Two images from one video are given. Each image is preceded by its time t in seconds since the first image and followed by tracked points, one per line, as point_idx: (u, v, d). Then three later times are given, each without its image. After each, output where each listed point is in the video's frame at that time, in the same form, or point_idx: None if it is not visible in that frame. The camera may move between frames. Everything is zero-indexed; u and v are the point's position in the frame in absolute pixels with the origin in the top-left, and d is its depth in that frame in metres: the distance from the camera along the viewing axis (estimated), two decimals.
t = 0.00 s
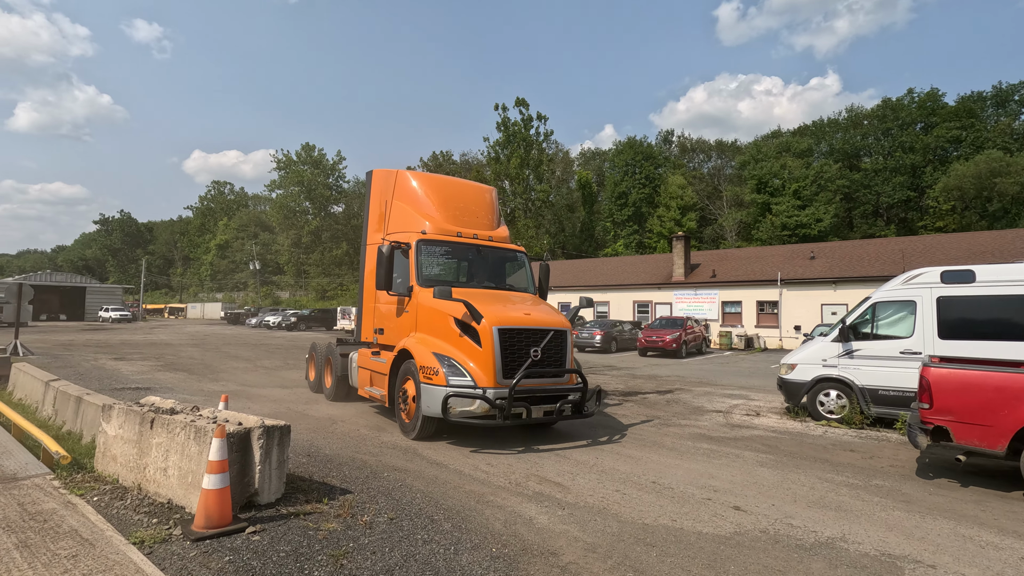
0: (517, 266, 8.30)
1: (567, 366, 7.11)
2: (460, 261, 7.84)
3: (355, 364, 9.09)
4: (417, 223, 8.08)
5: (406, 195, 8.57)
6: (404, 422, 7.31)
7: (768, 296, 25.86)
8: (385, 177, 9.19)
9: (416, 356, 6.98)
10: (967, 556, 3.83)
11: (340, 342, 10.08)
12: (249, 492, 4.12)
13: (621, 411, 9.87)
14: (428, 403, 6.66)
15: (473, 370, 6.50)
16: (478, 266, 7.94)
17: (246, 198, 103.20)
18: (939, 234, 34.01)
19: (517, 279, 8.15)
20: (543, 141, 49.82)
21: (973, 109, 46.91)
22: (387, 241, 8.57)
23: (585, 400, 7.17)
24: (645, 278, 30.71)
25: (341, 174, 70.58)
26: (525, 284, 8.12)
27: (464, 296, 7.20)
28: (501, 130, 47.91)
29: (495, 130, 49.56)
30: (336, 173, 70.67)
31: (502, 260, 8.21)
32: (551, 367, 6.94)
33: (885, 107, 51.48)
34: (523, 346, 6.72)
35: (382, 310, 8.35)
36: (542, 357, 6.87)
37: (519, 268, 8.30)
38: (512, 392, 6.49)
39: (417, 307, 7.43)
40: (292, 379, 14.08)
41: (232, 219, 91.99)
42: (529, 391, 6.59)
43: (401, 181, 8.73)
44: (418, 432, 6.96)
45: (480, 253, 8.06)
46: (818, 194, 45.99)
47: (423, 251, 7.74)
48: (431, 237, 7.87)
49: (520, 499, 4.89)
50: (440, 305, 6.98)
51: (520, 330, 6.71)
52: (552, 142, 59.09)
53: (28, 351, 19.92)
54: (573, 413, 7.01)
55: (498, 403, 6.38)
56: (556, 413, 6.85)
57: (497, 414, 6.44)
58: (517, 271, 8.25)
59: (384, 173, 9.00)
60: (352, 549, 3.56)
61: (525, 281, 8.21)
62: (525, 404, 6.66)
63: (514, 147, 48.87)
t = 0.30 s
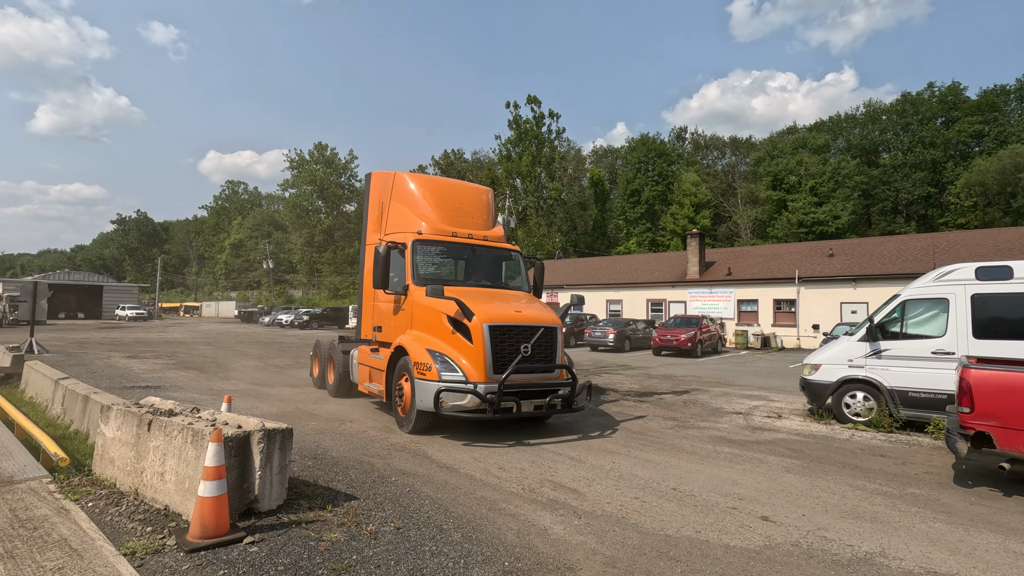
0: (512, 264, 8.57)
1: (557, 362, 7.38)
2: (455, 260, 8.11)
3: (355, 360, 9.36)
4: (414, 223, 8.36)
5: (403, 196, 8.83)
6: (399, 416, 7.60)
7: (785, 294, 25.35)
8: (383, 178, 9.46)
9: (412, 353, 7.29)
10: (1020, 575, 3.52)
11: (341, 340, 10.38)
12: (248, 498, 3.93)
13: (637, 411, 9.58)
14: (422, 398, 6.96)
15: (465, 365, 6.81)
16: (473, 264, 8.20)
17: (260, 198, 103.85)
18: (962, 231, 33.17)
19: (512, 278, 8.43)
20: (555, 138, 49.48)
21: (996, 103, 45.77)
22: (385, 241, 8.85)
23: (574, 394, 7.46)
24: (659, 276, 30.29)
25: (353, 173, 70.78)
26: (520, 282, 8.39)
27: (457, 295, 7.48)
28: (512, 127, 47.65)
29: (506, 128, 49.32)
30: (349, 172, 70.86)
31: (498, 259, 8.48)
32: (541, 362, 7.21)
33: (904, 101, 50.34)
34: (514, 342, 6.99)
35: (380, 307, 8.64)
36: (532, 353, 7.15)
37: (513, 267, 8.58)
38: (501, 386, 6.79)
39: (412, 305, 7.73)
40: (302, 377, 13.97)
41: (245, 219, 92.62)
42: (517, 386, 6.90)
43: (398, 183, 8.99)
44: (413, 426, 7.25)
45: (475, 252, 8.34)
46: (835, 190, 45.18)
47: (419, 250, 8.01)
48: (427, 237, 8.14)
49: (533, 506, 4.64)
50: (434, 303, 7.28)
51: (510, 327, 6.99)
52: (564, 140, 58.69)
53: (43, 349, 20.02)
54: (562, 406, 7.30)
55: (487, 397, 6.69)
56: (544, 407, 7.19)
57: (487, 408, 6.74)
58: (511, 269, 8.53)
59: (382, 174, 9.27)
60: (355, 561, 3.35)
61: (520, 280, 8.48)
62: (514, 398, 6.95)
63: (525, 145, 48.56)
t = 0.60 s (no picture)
0: (504, 267, 8.82)
1: (546, 362, 7.60)
2: (448, 263, 8.36)
3: (353, 360, 9.69)
4: (408, 227, 8.65)
5: (399, 201, 9.15)
6: (392, 414, 7.83)
7: (800, 295, 24.88)
8: (380, 184, 9.81)
9: (404, 353, 7.52)
10: None
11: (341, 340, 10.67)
12: (241, 513, 3.71)
13: (649, 416, 9.29)
14: (413, 396, 7.20)
15: (454, 365, 7.02)
16: (465, 267, 8.44)
17: (271, 198, 104.35)
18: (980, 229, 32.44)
19: (504, 279, 8.68)
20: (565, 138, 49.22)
21: (1015, 100, 44.84)
22: (381, 244, 9.15)
23: (562, 393, 7.67)
24: (670, 277, 29.89)
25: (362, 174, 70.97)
26: (513, 284, 8.64)
27: (448, 296, 7.72)
28: (521, 127, 47.41)
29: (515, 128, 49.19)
30: (358, 173, 71.13)
31: (490, 261, 8.72)
32: (531, 362, 7.45)
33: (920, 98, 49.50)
34: (503, 343, 7.22)
35: (376, 309, 8.90)
36: (521, 353, 7.36)
37: (506, 269, 8.80)
38: (490, 385, 7.03)
39: (405, 306, 7.97)
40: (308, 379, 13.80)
41: (256, 220, 93.10)
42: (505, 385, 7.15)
43: (394, 188, 9.31)
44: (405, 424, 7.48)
45: (468, 255, 8.57)
46: (849, 189, 44.51)
47: (412, 253, 8.26)
48: (421, 240, 8.41)
49: (544, 520, 4.36)
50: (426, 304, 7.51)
51: (499, 328, 7.22)
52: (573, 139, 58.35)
53: (53, 349, 20.02)
54: (550, 405, 7.53)
55: (476, 396, 6.92)
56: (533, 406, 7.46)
57: (476, 407, 6.97)
58: (504, 271, 8.78)
59: (378, 180, 9.61)
60: None
61: (512, 281, 8.73)
62: (503, 397, 7.17)
63: (535, 145, 48.32)
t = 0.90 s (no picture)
0: (500, 269, 9.07)
1: (538, 362, 7.82)
2: (444, 265, 8.60)
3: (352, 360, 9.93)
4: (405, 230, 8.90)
5: (397, 204, 9.41)
6: (389, 412, 8.05)
7: (814, 295, 24.43)
8: (379, 188, 10.06)
9: (400, 352, 7.76)
10: None
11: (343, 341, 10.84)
12: (235, 528, 3.47)
13: (663, 420, 9.02)
14: (408, 394, 7.40)
15: (448, 364, 7.26)
16: (461, 269, 8.69)
17: (280, 199, 104.64)
18: (998, 228, 31.75)
19: (500, 280, 8.93)
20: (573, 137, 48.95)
21: None
22: (379, 246, 9.40)
23: (554, 392, 7.87)
24: (681, 277, 29.52)
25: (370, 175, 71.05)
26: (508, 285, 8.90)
27: (444, 297, 7.97)
28: (529, 127, 47.14)
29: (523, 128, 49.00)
30: (366, 174, 71.19)
31: (486, 263, 8.99)
32: (523, 362, 7.65)
33: (934, 96, 48.71)
34: (496, 343, 7.45)
35: (374, 310, 9.15)
36: (514, 353, 7.58)
37: (501, 271, 9.05)
38: (482, 384, 7.25)
39: (402, 307, 8.22)
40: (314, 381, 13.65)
41: (265, 221, 93.40)
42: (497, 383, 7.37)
43: (393, 192, 9.56)
44: (400, 422, 7.70)
45: (464, 257, 8.82)
46: (862, 188, 43.85)
47: (409, 256, 8.50)
48: (418, 243, 8.65)
49: (559, 535, 4.10)
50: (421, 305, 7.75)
51: (493, 328, 7.45)
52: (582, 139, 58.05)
53: (62, 350, 19.97)
54: (543, 404, 7.73)
55: (468, 394, 7.14)
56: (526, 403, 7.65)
57: (469, 405, 7.20)
58: (500, 273, 9.03)
59: (377, 184, 9.86)
60: None
61: (508, 283, 8.98)
62: (495, 395, 7.39)
63: (543, 145, 48.07)
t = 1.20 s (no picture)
0: (497, 270, 9.19)
1: (532, 361, 7.97)
2: (441, 267, 8.73)
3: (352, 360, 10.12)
4: (403, 233, 9.01)
5: (395, 207, 9.50)
6: (388, 411, 8.22)
7: (828, 296, 23.99)
8: (377, 190, 10.16)
9: (397, 353, 7.90)
10: None
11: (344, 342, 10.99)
12: (231, 547, 3.22)
13: (679, 424, 8.72)
14: (405, 395, 7.54)
15: (444, 364, 7.40)
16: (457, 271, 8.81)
17: (288, 201, 104.88)
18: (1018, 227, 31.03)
19: (496, 281, 9.07)
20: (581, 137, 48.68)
21: None
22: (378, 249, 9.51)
23: (548, 391, 8.04)
24: (692, 277, 29.13)
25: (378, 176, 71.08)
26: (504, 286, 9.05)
27: (440, 299, 8.10)
28: (537, 127, 46.91)
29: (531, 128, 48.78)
30: (375, 175, 71.23)
31: (483, 265, 9.11)
32: (517, 361, 7.79)
33: (949, 93, 47.92)
34: (491, 343, 7.59)
35: (373, 311, 9.28)
36: (508, 353, 7.72)
37: (497, 273, 9.18)
38: (477, 383, 7.40)
39: (399, 308, 8.35)
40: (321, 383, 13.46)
41: (274, 222, 93.58)
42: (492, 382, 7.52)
43: (391, 195, 9.65)
44: (398, 421, 7.88)
45: (461, 259, 8.95)
46: (876, 188, 43.18)
47: (407, 258, 8.63)
48: (416, 245, 8.77)
49: (580, 553, 3.81)
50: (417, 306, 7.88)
51: (488, 329, 7.59)
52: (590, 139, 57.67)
53: (70, 351, 19.91)
54: (536, 403, 7.91)
55: (463, 394, 7.29)
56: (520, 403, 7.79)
57: (464, 405, 7.36)
58: (497, 274, 9.17)
59: (376, 187, 9.96)
60: None
61: (505, 284, 9.14)
62: (490, 395, 7.54)
63: (551, 145, 47.84)
